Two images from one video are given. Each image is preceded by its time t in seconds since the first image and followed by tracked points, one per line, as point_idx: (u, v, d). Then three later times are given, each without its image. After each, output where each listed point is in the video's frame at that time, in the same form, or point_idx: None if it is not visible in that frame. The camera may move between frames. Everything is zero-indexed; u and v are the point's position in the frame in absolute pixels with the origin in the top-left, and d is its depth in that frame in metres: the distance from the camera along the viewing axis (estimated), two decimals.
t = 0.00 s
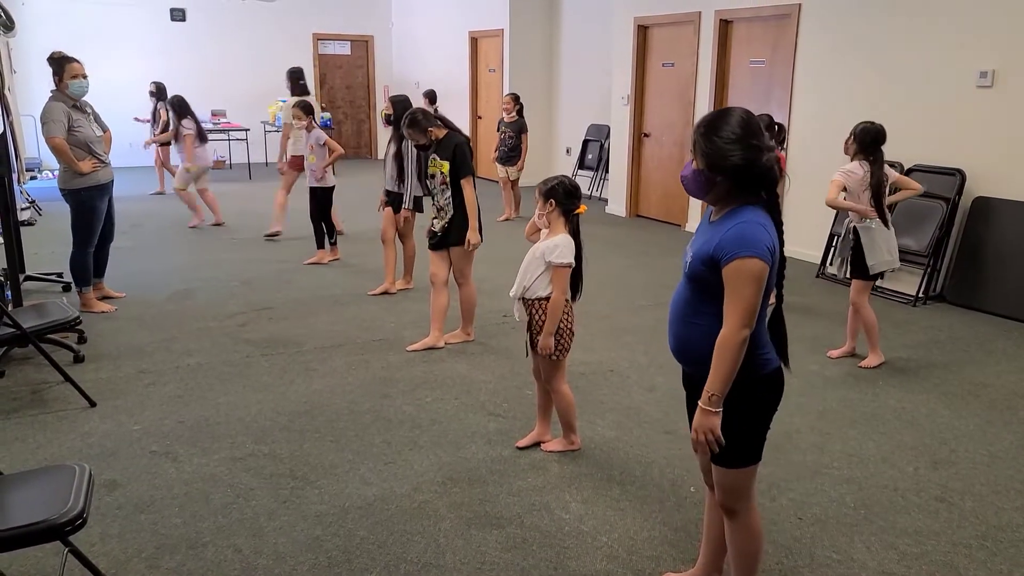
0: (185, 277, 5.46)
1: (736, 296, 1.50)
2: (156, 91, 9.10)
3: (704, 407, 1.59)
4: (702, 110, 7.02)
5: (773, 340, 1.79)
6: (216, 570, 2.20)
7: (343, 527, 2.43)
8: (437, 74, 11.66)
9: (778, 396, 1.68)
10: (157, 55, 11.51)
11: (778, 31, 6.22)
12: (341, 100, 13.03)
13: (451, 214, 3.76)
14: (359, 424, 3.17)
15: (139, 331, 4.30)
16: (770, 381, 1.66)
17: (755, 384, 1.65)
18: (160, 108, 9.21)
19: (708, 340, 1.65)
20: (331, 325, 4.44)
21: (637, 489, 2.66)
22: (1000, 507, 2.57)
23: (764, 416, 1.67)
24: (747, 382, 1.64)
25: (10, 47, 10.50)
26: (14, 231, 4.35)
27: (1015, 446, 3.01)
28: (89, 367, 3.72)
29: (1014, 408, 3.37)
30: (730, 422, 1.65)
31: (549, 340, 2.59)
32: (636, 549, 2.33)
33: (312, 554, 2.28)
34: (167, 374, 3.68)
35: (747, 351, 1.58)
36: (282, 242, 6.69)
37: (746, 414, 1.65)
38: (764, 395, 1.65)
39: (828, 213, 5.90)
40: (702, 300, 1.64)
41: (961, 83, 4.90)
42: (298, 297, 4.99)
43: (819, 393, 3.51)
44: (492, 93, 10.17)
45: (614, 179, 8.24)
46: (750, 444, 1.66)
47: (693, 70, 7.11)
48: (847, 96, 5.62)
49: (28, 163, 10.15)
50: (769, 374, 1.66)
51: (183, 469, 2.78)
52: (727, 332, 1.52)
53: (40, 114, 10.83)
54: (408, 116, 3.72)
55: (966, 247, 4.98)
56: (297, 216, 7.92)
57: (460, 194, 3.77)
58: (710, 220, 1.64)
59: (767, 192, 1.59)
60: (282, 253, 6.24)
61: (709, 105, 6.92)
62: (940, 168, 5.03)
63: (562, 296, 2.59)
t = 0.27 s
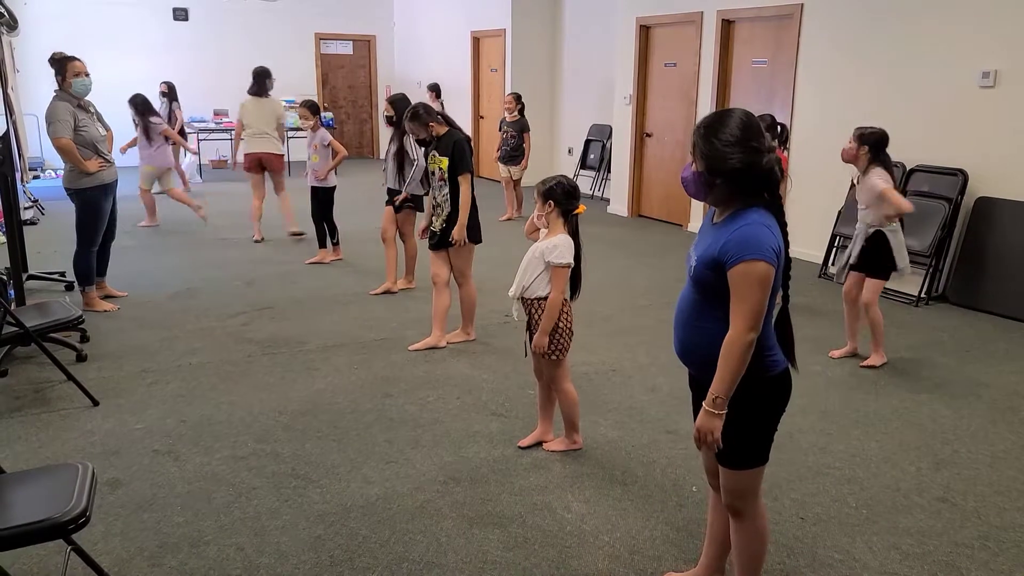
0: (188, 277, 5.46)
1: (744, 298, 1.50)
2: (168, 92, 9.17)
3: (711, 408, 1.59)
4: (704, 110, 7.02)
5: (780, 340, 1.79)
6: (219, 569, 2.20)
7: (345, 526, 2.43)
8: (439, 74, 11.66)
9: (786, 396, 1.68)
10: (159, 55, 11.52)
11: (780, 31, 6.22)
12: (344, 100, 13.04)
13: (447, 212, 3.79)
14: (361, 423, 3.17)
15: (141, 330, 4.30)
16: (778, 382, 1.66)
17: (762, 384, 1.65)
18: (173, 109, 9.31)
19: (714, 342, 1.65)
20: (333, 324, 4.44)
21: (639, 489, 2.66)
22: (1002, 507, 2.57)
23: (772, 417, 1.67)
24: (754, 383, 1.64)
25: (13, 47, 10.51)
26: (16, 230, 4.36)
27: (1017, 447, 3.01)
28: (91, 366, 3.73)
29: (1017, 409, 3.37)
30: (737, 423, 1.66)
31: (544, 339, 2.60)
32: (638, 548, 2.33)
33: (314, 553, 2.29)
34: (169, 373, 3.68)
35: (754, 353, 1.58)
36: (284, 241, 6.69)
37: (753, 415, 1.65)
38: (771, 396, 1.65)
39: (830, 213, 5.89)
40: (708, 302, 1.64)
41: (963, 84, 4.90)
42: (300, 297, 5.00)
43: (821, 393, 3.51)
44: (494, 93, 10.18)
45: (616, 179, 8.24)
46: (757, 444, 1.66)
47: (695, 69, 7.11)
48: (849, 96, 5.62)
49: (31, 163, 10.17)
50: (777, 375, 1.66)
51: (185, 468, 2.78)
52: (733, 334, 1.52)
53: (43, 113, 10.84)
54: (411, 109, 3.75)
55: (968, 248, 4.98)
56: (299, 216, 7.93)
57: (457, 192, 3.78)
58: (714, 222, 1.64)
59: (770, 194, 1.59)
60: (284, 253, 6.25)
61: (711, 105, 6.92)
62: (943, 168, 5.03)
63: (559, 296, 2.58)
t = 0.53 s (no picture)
0: (190, 275, 5.47)
1: (749, 298, 1.50)
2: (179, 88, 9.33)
3: (715, 409, 1.59)
4: (707, 109, 7.01)
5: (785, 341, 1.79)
6: (222, 566, 2.21)
7: (347, 524, 2.43)
8: (441, 73, 11.66)
9: (790, 397, 1.68)
10: (162, 53, 11.53)
11: (783, 30, 6.21)
12: (346, 98, 13.05)
13: (448, 210, 3.80)
14: (364, 421, 3.17)
15: (144, 328, 4.31)
16: (782, 382, 1.66)
17: (767, 385, 1.64)
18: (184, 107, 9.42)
19: (717, 341, 1.65)
20: (335, 323, 4.45)
21: (641, 488, 2.67)
22: (1005, 507, 2.57)
23: (775, 418, 1.67)
24: (758, 384, 1.64)
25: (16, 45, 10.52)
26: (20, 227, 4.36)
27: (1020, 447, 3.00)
28: (94, 364, 3.73)
29: (1019, 409, 3.36)
30: (739, 424, 1.66)
31: (543, 338, 2.60)
32: (640, 547, 2.33)
33: (316, 550, 2.29)
34: (172, 371, 3.69)
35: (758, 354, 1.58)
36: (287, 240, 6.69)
37: (756, 415, 1.65)
38: (775, 395, 1.65)
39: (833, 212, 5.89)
40: (712, 302, 1.64)
41: (967, 84, 4.89)
42: (303, 295, 5.00)
43: (825, 393, 3.50)
44: (497, 92, 10.17)
45: (618, 178, 8.24)
46: (759, 445, 1.66)
47: (698, 69, 7.10)
48: (853, 95, 5.61)
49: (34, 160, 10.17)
50: (781, 376, 1.66)
51: (188, 465, 2.79)
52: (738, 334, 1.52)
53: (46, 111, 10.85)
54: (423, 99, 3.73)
55: (971, 248, 4.97)
56: (301, 214, 7.93)
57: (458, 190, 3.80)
58: (719, 222, 1.64)
59: (776, 194, 1.59)
60: (287, 251, 6.25)
61: (714, 104, 6.91)
62: (946, 168, 5.02)
63: (558, 294, 2.58)
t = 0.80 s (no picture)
0: (192, 274, 5.47)
1: (754, 301, 1.50)
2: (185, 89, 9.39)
3: (723, 414, 1.59)
4: (709, 110, 7.01)
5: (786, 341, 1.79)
6: (223, 566, 2.21)
7: (349, 524, 2.43)
8: (443, 74, 11.67)
9: (793, 398, 1.69)
10: (164, 53, 11.54)
11: (785, 32, 6.21)
12: (348, 98, 13.06)
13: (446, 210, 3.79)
14: (365, 421, 3.18)
15: (145, 327, 4.31)
16: (785, 384, 1.67)
17: (771, 387, 1.65)
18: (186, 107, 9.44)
19: (721, 344, 1.65)
20: (336, 323, 4.45)
21: (643, 489, 2.67)
22: (1006, 509, 2.57)
23: (779, 419, 1.67)
24: (762, 386, 1.64)
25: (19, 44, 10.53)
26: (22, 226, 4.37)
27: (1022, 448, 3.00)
28: (96, 363, 3.73)
29: (1021, 411, 3.36)
30: (745, 427, 1.66)
31: (550, 337, 2.60)
32: (642, 548, 2.33)
33: (318, 550, 2.29)
34: (173, 370, 3.69)
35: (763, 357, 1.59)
36: (289, 240, 6.70)
37: (761, 417, 1.65)
38: (779, 397, 1.66)
39: (835, 213, 5.89)
40: (715, 305, 1.64)
41: (969, 85, 4.89)
42: (304, 295, 5.00)
43: (826, 394, 3.50)
44: (498, 92, 10.18)
45: (620, 179, 8.24)
46: (764, 447, 1.66)
47: (700, 70, 7.10)
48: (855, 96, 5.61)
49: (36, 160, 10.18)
50: (785, 377, 1.67)
51: (189, 465, 2.79)
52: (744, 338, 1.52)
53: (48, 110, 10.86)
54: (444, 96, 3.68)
55: (972, 249, 4.97)
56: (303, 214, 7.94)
57: (458, 189, 3.81)
58: (723, 223, 1.64)
59: (780, 196, 1.59)
60: (289, 251, 6.26)
61: (716, 105, 6.91)
62: (948, 169, 5.01)
63: (563, 295, 2.59)
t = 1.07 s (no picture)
0: (194, 275, 5.48)
1: (755, 301, 1.50)
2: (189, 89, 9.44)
3: (724, 415, 1.59)
4: (710, 111, 7.02)
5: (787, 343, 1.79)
6: (225, 566, 2.21)
7: (351, 525, 2.43)
8: (445, 75, 11.67)
9: (793, 399, 1.69)
10: (166, 54, 11.56)
11: (788, 33, 6.21)
12: (350, 99, 13.07)
13: (445, 210, 3.82)
14: (367, 422, 3.18)
15: (148, 328, 4.32)
16: (786, 385, 1.67)
17: (771, 389, 1.65)
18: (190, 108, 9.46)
19: (723, 346, 1.65)
20: (338, 324, 4.45)
21: (644, 490, 2.66)
22: (1009, 510, 2.56)
23: (780, 420, 1.67)
24: (763, 388, 1.64)
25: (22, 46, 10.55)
26: (25, 227, 4.37)
27: None
28: (98, 364, 3.74)
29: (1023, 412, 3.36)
30: (746, 428, 1.66)
31: (556, 336, 2.60)
32: (643, 549, 2.33)
33: (320, 551, 2.29)
34: (175, 371, 3.69)
35: (763, 358, 1.58)
36: (291, 241, 6.71)
37: (762, 419, 1.65)
38: (779, 399, 1.66)
39: (837, 215, 5.88)
40: (717, 306, 1.64)
41: (971, 86, 4.89)
42: (305, 296, 5.01)
43: (828, 395, 3.50)
44: (500, 93, 10.18)
45: (622, 180, 8.24)
46: (765, 449, 1.66)
47: (701, 71, 7.10)
48: (857, 98, 5.61)
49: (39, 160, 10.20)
50: (785, 379, 1.67)
51: (192, 465, 2.79)
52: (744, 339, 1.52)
53: (51, 111, 10.88)
54: (450, 99, 3.67)
55: (975, 250, 4.96)
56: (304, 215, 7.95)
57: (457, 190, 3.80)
58: (724, 224, 1.64)
59: (781, 196, 1.59)
60: (291, 252, 6.26)
61: (717, 106, 6.92)
62: (950, 171, 5.01)
63: (574, 296, 2.60)
